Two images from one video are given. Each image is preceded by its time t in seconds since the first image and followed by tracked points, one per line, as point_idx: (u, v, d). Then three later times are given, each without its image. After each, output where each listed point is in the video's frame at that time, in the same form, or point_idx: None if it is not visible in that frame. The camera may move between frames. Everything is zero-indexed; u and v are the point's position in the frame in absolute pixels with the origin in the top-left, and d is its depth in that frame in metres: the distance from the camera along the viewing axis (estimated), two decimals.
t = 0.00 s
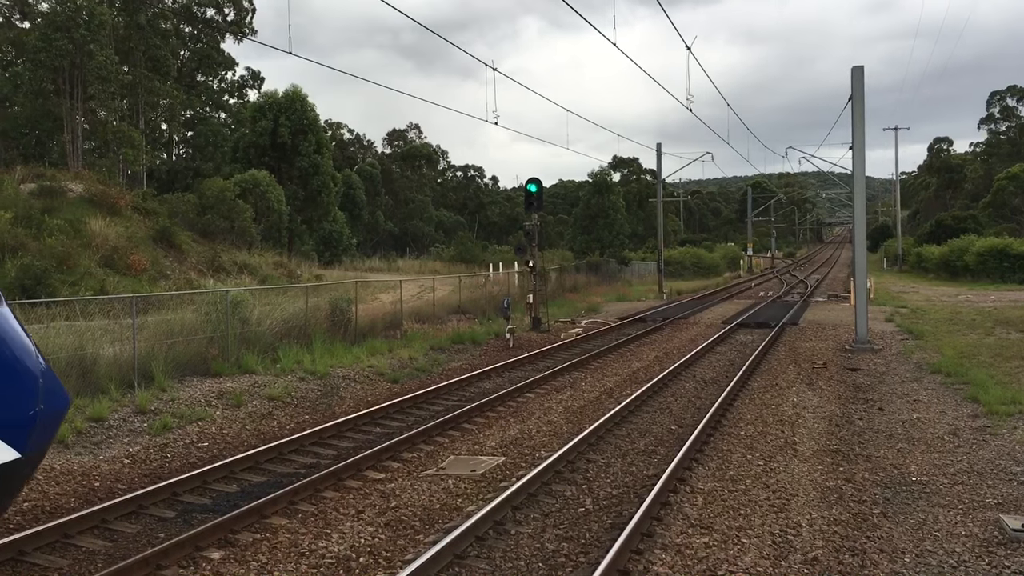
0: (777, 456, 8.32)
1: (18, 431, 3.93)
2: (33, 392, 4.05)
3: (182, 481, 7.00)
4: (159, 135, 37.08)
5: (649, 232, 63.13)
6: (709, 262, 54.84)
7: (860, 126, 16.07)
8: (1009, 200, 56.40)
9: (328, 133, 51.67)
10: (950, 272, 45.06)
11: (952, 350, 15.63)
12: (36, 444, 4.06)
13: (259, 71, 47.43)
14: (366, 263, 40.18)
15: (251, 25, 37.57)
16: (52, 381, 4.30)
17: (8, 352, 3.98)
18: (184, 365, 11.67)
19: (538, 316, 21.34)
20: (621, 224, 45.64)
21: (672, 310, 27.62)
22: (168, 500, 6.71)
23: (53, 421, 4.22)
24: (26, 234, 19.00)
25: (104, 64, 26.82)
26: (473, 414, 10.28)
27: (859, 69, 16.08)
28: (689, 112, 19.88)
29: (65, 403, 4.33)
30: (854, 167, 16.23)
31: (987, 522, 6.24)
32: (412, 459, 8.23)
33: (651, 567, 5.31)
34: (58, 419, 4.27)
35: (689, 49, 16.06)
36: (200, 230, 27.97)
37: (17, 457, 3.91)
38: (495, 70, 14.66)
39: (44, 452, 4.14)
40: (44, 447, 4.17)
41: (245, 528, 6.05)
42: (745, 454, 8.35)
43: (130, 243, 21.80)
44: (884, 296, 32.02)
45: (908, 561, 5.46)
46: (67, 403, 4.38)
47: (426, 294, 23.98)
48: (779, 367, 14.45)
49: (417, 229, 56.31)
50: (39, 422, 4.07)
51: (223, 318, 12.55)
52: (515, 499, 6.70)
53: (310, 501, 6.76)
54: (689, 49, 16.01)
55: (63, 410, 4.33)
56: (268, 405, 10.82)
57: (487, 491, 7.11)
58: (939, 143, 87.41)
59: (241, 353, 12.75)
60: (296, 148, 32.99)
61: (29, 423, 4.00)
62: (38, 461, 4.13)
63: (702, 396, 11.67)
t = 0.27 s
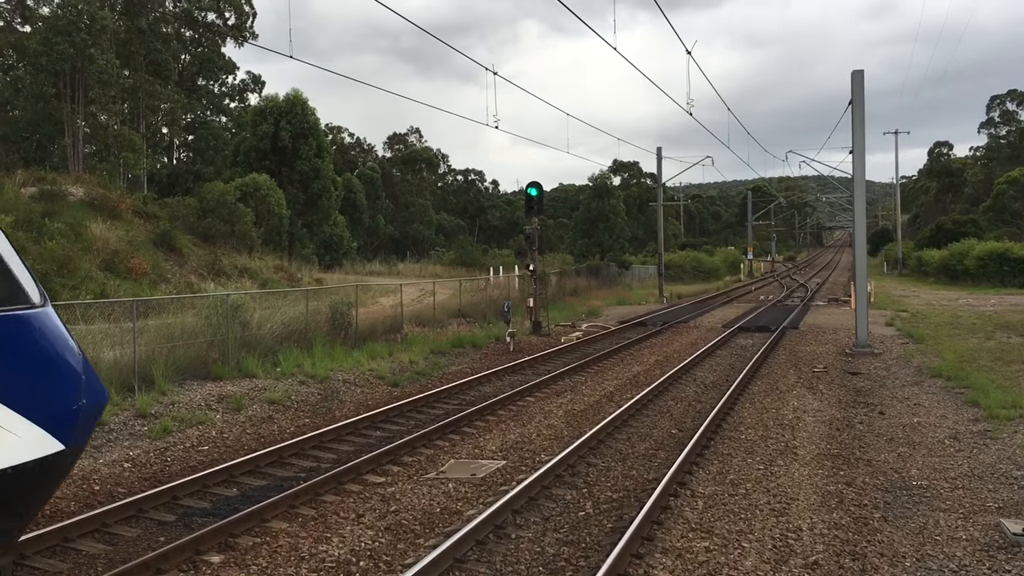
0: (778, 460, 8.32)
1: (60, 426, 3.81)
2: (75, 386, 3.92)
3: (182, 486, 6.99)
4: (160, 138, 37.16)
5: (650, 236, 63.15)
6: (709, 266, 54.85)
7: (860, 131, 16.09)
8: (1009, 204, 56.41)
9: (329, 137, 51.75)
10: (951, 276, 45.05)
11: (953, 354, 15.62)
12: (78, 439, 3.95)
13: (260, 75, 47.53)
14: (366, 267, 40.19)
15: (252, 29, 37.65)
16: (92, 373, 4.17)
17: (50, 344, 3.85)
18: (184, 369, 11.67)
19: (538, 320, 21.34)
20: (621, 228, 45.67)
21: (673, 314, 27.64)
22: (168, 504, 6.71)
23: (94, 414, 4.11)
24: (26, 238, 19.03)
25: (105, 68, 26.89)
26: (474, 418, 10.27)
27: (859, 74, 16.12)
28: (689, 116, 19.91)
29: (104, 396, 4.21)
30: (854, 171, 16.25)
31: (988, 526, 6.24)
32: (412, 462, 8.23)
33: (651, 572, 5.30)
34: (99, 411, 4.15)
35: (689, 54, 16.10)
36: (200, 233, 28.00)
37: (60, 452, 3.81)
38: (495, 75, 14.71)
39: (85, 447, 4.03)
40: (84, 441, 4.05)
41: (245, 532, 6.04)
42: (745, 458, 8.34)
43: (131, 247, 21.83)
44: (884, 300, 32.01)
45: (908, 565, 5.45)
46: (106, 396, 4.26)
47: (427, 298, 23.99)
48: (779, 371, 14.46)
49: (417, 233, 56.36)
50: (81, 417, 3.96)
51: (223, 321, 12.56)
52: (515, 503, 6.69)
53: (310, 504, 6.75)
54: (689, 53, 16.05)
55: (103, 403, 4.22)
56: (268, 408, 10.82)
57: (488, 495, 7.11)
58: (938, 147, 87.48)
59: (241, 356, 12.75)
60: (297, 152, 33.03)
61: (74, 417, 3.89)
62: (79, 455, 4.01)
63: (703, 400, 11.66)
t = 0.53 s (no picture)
0: (777, 462, 8.32)
1: (105, 417, 4.36)
2: (115, 381, 4.47)
3: (181, 487, 6.98)
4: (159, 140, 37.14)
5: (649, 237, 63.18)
6: (708, 268, 54.88)
7: (859, 133, 16.12)
8: (1008, 207, 56.43)
9: (328, 138, 51.75)
10: (950, 278, 45.04)
11: (952, 356, 15.63)
12: (115, 429, 4.49)
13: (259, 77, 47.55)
14: (365, 268, 40.19)
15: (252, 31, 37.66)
16: (126, 370, 4.72)
17: (97, 346, 4.39)
18: (184, 371, 11.66)
19: (537, 321, 21.34)
20: (621, 230, 45.67)
21: (671, 316, 27.64)
22: (166, 506, 6.70)
23: (127, 407, 4.65)
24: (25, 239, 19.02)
25: (104, 70, 26.89)
26: (473, 420, 10.27)
27: (858, 76, 16.14)
28: (688, 119, 19.93)
29: (138, 391, 4.78)
30: (853, 173, 16.26)
31: (987, 528, 6.24)
32: (412, 464, 8.23)
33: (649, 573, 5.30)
34: (132, 405, 4.71)
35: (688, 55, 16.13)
36: (200, 235, 27.99)
37: (102, 440, 4.35)
38: (494, 76, 14.72)
39: (121, 436, 4.57)
40: (119, 431, 4.60)
41: (243, 533, 6.04)
42: (744, 460, 8.34)
43: (130, 248, 21.81)
44: (884, 302, 32.01)
45: (907, 567, 5.46)
46: (138, 391, 4.82)
47: (426, 299, 23.98)
48: (778, 373, 14.46)
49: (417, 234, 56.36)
50: (120, 409, 4.54)
51: (222, 323, 12.56)
52: (514, 505, 6.69)
53: (308, 506, 6.74)
54: (688, 55, 16.08)
55: (135, 397, 4.77)
56: (267, 410, 10.81)
57: (486, 497, 7.10)
58: (937, 149, 87.56)
59: (240, 358, 12.74)
60: (296, 153, 33.02)
61: (112, 410, 4.43)
62: (115, 445, 4.55)
63: (702, 402, 11.66)
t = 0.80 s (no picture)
0: (774, 462, 8.32)
1: (139, 407, 4.72)
2: (149, 373, 4.84)
3: (178, 487, 6.96)
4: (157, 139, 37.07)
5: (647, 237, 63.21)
6: (707, 267, 54.91)
7: (857, 133, 16.13)
8: (1005, 207, 56.51)
9: (326, 138, 51.72)
10: (947, 278, 45.10)
11: (950, 356, 15.65)
12: (150, 418, 4.86)
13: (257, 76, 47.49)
14: (364, 268, 40.17)
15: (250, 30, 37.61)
16: (158, 362, 5.08)
17: (133, 339, 4.74)
18: (181, 370, 11.65)
19: (535, 321, 21.34)
20: (619, 229, 45.68)
21: (669, 315, 27.65)
22: (164, 505, 6.68)
23: (161, 398, 5.03)
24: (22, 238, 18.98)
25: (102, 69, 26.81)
26: (471, 420, 10.26)
27: (856, 76, 16.15)
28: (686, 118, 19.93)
29: (169, 382, 5.14)
30: (851, 173, 16.28)
31: (985, 528, 6.24)
32: (409, 464, 8.22)
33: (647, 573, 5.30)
34: (165, 396, 5.07)
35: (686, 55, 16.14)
36: (198, 234, 27.95)
37: (137, 429, 4.70)
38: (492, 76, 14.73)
39: (154, 426, 4.93)
40: (153, 421, 4.97)
41: (241, 532, 6.03)
42: (742, 460, 8.34)
43: (127, 247, 21.78)
44: (882, 302, 32.04)
45: (905, 567, 5.46)
46: (170, 382, 5.18)
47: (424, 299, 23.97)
48: (776, 373, 14.48)
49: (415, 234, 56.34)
50: (153, 399, 4.89)
51: (220, 322, 12.55)
52: (512, 505, 6.69)
53: (306, 505, 6.73)
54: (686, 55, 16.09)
55: (168, 390, 5.15)
56: (265, 409, 10.80)
57: (484, 496, 7.10)
58: (935, 149, 87.68)
59: (238, 357, 12.73)
60: (295, 152, 33.00)
61: (147, 400, 4.80)
62: (149, 434, 4.92)
63: (700, 401, 11.67)
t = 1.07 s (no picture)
0: (773, 461, 8.32)
1: (173, 397, 5.07)
2: (183, 365, 5.20)
3: (176, 486, 6.95)
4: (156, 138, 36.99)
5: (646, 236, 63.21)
6: (705, 267, 54.96)
7: (856, 132, 16.13)
8: (1003, 206, 56.57)
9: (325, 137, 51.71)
10: (945, 278, 45.14)
11: (948, 355, 15.67)
12: (183, 409, 5.20)
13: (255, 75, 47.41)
14: (362, 267, 40.17)
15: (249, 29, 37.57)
16: (190, 354, 5.42)
17: (168, 334, 5.09)
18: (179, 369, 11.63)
19: (534, 320, 21.34)
20: (617, 229, 45.70)
21: (667, 315, 27.66)
22: (162, 505, 6.67)
23: (193, 389, 5.37)
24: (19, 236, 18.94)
25: (100, 68, 26.64)
26: (470, 419, 10.27)
27: (854, 75, 16.16)
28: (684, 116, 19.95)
29: (200, 373, 5.48)
30: (849, 172, 16.29)
31: (983, 526, 6.25)
32: (408, 463, 8.22)
33: (645, 572, 5.31)
34: (197, 386, 5.42)
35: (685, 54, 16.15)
36: (196, 233, 27.92)
37: (171, 418, 5.05)
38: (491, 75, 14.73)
39: (187, 415, 5.28)
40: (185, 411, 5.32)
41: (240, 531, 6.02)
42: (741, 459, 8.35)
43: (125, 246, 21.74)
44: (880, 301, 32.09)
45: (903, 566, 5.47)
46: (201, 374, 5.53)
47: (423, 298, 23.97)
48: (775, 372, 14.50)
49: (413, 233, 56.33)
50: (187, 390, 5.24)
51: (218, 321, 12.54)
52: (511, 504, 6.70)
53: (305, 505, 6.73)
54: (685, 54, 16.10)
55: (199, 380, 5.49)
56: (263, 409, 10.78)
57: (483, 495, 7.09)
58: (933, 149, 87.75)
59: (237, 356, 12.72)
60: (293, 151, 32.99)
61: (181, 391, 5.15)
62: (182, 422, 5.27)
63: (698, 400, 11.68)
